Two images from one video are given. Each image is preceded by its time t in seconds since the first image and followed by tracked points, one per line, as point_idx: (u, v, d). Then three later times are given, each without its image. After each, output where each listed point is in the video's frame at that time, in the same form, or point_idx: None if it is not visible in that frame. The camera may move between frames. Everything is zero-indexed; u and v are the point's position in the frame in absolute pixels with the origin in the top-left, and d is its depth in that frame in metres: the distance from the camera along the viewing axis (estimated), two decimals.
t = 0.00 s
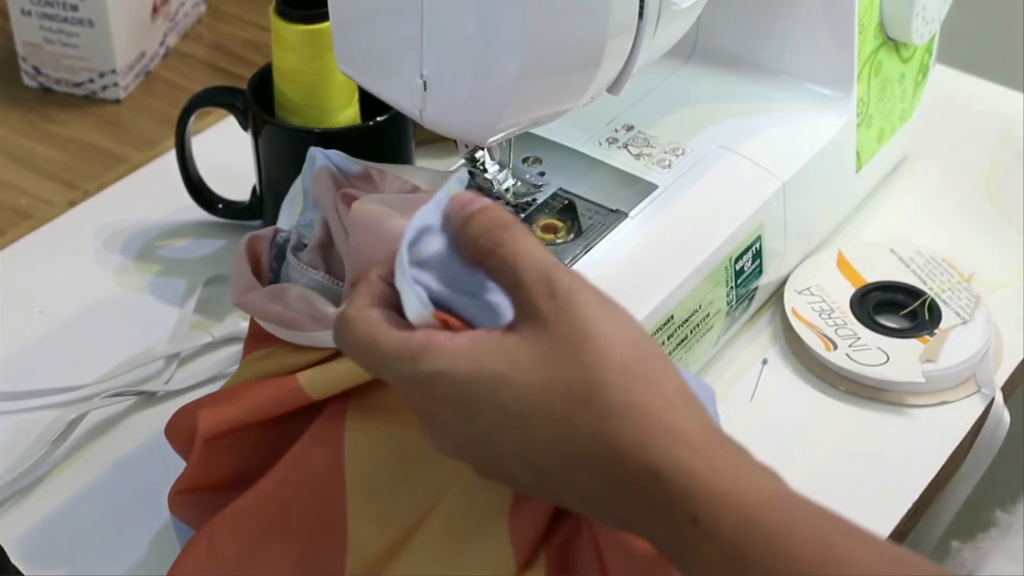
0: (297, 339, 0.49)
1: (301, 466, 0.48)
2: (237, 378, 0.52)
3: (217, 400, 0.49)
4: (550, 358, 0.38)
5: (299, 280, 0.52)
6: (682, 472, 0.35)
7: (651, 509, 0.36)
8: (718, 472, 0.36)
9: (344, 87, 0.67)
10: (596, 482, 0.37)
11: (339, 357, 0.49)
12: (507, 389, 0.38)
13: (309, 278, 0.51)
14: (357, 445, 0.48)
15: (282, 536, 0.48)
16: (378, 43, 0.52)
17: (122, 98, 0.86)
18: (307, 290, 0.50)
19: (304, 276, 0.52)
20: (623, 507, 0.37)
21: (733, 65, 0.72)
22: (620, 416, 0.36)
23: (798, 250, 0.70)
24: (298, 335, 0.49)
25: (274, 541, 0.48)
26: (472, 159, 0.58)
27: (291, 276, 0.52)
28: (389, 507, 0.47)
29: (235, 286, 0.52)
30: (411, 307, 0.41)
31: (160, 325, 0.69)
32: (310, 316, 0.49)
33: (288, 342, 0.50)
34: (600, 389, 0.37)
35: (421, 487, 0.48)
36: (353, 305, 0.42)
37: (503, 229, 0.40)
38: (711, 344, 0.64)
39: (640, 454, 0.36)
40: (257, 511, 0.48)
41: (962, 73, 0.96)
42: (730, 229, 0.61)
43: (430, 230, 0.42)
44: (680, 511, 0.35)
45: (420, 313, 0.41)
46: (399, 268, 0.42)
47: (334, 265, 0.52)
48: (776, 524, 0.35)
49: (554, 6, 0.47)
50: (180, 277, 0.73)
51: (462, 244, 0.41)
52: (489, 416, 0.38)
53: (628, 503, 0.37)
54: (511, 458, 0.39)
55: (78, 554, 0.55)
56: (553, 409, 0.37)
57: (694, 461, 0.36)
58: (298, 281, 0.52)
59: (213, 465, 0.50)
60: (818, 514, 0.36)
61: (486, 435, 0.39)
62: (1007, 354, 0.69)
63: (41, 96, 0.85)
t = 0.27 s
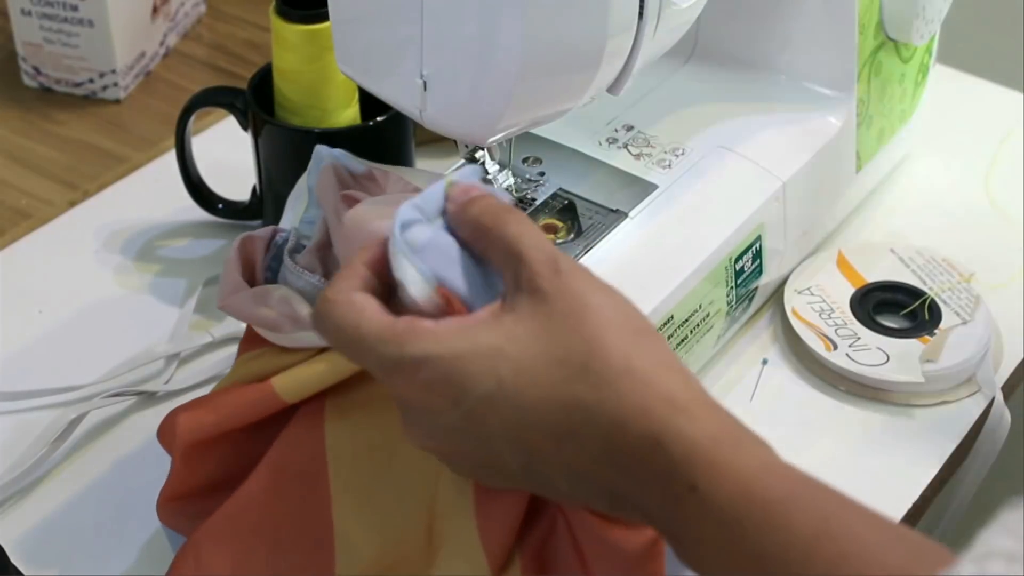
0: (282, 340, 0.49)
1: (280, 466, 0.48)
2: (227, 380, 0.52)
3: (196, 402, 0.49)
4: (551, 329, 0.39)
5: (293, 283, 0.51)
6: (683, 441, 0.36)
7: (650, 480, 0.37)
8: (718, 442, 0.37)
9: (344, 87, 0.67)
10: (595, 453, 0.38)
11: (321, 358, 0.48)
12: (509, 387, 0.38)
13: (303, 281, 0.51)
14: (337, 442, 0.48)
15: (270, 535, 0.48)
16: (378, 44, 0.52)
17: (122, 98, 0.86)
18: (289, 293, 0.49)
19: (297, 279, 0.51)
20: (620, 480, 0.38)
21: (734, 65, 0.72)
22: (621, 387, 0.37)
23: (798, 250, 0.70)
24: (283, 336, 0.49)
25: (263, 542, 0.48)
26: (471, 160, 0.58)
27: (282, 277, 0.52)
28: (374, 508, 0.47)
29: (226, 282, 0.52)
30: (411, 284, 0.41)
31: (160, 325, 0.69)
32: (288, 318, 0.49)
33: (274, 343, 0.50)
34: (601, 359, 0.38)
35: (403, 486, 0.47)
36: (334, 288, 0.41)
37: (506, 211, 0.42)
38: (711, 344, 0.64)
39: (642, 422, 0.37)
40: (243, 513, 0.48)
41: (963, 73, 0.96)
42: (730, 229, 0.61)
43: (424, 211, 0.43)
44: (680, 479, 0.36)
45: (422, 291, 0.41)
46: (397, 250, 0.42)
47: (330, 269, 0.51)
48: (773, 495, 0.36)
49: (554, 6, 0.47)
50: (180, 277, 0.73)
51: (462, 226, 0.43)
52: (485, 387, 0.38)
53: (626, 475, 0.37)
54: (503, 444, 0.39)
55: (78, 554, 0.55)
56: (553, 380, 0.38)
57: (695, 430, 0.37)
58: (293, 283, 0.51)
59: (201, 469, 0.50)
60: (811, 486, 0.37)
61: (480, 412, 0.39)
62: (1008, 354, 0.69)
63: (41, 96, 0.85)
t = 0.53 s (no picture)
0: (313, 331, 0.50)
1: (305, 458, 0.47)
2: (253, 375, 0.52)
3: (225, 399, 0.50)
4: (585, 299, 0.38)
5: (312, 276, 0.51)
6: (715, 418, 0.36)
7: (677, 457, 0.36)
8: (748, 421, 0.36)
9: (344, 86, 0.67)
10: (621, 428, 0.37)
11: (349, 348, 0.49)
12: (508, 387, 0.38)
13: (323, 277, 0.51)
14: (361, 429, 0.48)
15: (289, 526, 0.48)
16: (378, 43, 0.52)
17: (122, 98, 0.86)
18: (320, 284, 0.49)
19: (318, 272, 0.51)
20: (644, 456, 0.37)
21: (733, 65, 0.72)
22: (655, 360, 0.37)
23: (798, 251, 0.70)
24: (311, 327, 0.50)
25: (280, 532, 0.48)
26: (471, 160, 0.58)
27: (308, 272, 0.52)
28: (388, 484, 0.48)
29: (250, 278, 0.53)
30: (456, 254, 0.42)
31: (160, 325, 0.69)
32: (322, 308, 0.49)
33: (301, 335, 0.51)
34: (634, 330, 0.37)
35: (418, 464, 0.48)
36: (354, 238, 0.42)
37: (550, 176, 0.41)
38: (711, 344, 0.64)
39: (676, 395, 0.36)
40: (262, 507, 0.48)
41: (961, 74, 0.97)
42: (730, 229, 0.61)
43: (463, 181, 0.43)
44: (710, 455, 0.36)
45: (463, 256, 0.42)
46: (438, 216, 0.42)
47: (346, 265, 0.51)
48: (799, 477, 0.36)
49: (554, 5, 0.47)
50: (180, 277, 0.73)
51: (501, 194, 0.43)
52: (511, 354, 0.37)
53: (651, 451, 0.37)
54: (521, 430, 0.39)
55: (78, 554, 0.55)
56: (586, 350, 0.37)
57: (726, 408, 0.36)
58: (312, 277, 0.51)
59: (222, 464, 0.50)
60: (832, 469, 0.37)
61: (502, 376, 0.38)
62: (1007, 353, 0.69)
63: (41, 96, 0.84)
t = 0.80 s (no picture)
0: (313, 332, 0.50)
1: (306, 460, 0.47)
2: (253, 376, 0.52)
3: (225, 400, 0.49)
4: (598, 300, 0.37)
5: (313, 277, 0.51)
6: (726, 423, 0.35)
7: (687, 460, 0.36)
8: (761, 427, 0.35)
9: (345, 86, 0.67)
10: (631, 432, 0.36)
11: (350, 349, 0.49)
12: (507, 387, 0.38)
13: (324, 278, 0.51)
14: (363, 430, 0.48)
15: (292, 528, 0.48)
16: (378, 43, 0.52)
17: (122, 98, 0.86)
18: (319, 285, 0.49)
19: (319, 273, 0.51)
20: (652, 458, 0.37)
21: (733, 65, 0.72)
22: (667, 362, 0.36)
23: (798, 250, 0.70)
24: (312, 328, 0.49)
25: (283, 534, 0.48)
26: (472, 160, 0.58)
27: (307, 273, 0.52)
28: (390, 485, 0.48)
29: (250, 276, 0.52)
30: (468, 257, 0.41)
31: (160, 325, 0.69)
32: (322, 310, 0.49)
33: (302, 337, 0.51)
34: (645, 333, 0.37)
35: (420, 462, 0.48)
36: (367, 229, 0.42)
37: (552, 195, 0.42)
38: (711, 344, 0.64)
39: (686, 397, 0.35)
40: (263, 509, 0.47)
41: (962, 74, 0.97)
42: (730, 229, 0.61)
43: (467, 190, 0.43)
44: (722, 461, 0.35)
45: (474, 259, 0.41)
46: (446, 219, 0.41)
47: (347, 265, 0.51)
48: (816, 485, 0.35)
49: (554, 6, 0.47)
50: (180, 277, 0.73)
51: (506, 211, 0.43)
52: (523, 355, 0.37)
53: (661, 455, 0.36)
54: (519, 429, 0.39)
55: (78, 554, 0.55)
56: (598, 352, 0.36)
57: (738, 413, 0.35)
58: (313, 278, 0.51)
59: (221, 465, 0.50)
60: (849, 480, 0.36)
61: (512, 376, 0.38)
62: (1007, 353, 0.69)
63: (41, 96, 0.84)
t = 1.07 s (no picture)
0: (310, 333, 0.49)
1: (304, 462, 0.48)
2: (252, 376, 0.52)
3: (223, 400, 0.50)
4: (598, 304, 0.37)
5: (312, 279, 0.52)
6: (725, 429, 0.35)
7: (684, 465, 0.36)
8: (761, 432, 0.36)
9: (345, 86, 0.67)
10: (628, 436, 0.36)
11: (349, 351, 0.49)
12: (507, 390, 0.38)
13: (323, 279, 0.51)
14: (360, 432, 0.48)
15: (288, 532, 0.48)
16: (379, 43, 0.52)
17: (122, 98, 0.86)
18: (318, 287, 0.49)
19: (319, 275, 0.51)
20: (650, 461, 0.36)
21: (733, 65, 0.72)
22: (665, 365, 0.36)
23: (798, 251, 0.70)
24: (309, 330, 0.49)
25: (279, 539, 0.48)
26: (472, 159, 0.58)
27: (305, 273, 0.53)
28: (387, 490, 0.48)
29: (249, 277, 0.53)
30: (473, 261, 0.42)
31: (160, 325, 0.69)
32: (320, 312, 0.49)
33: (302, 338, 0.51)
34: (643, 339, 0.37)
35: (417, 467, 0.48)
36: (368, 232, 0.41)
37: (550, 198, 0.42)
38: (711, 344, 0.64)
39: (686, 403, 0.35)
40: (261, 511, 0.48)
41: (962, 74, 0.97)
42: (730, 229, 0.61)
43: (473, 188, 0.43)
44: (719, 467, 0.35)
45: (479, 262, 0.42)
46: (452, 222, 0.42)
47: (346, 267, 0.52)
48: (815, 491, 0.35)
49: (554, 5, 0.47)
50: (180, 277, 0.73)
51: (511, 211, 0.43)
52: (523, 357, 0.37)
53: (659, 460, 0.36)
54: (518, 430, 0.39)
55: (78, 554, 0.55)
56: (596, 356, 0.36)
57: (736, 419, 0.35)
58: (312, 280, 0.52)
59: (217, 465, 0.50)
60: (848, 484, 0.36)
61: (510, 378, 0.38)
62: (1007, 353, 0.69)
63: (40, 96, 0.84)
